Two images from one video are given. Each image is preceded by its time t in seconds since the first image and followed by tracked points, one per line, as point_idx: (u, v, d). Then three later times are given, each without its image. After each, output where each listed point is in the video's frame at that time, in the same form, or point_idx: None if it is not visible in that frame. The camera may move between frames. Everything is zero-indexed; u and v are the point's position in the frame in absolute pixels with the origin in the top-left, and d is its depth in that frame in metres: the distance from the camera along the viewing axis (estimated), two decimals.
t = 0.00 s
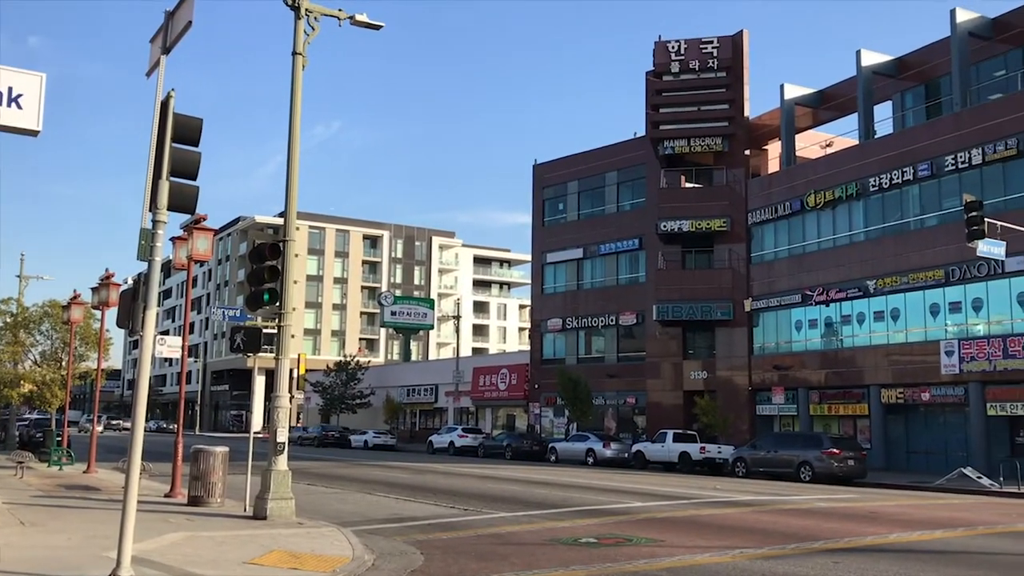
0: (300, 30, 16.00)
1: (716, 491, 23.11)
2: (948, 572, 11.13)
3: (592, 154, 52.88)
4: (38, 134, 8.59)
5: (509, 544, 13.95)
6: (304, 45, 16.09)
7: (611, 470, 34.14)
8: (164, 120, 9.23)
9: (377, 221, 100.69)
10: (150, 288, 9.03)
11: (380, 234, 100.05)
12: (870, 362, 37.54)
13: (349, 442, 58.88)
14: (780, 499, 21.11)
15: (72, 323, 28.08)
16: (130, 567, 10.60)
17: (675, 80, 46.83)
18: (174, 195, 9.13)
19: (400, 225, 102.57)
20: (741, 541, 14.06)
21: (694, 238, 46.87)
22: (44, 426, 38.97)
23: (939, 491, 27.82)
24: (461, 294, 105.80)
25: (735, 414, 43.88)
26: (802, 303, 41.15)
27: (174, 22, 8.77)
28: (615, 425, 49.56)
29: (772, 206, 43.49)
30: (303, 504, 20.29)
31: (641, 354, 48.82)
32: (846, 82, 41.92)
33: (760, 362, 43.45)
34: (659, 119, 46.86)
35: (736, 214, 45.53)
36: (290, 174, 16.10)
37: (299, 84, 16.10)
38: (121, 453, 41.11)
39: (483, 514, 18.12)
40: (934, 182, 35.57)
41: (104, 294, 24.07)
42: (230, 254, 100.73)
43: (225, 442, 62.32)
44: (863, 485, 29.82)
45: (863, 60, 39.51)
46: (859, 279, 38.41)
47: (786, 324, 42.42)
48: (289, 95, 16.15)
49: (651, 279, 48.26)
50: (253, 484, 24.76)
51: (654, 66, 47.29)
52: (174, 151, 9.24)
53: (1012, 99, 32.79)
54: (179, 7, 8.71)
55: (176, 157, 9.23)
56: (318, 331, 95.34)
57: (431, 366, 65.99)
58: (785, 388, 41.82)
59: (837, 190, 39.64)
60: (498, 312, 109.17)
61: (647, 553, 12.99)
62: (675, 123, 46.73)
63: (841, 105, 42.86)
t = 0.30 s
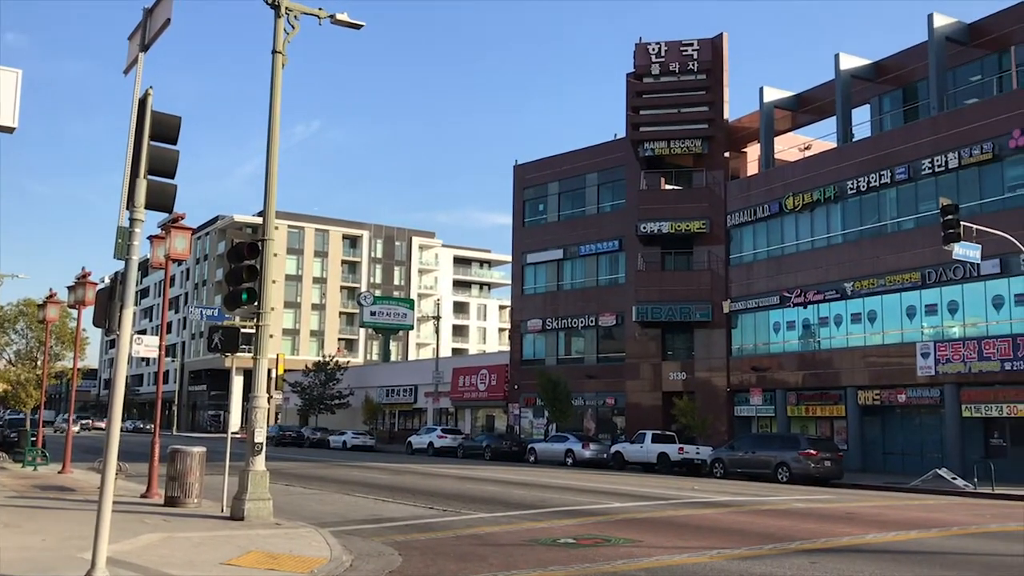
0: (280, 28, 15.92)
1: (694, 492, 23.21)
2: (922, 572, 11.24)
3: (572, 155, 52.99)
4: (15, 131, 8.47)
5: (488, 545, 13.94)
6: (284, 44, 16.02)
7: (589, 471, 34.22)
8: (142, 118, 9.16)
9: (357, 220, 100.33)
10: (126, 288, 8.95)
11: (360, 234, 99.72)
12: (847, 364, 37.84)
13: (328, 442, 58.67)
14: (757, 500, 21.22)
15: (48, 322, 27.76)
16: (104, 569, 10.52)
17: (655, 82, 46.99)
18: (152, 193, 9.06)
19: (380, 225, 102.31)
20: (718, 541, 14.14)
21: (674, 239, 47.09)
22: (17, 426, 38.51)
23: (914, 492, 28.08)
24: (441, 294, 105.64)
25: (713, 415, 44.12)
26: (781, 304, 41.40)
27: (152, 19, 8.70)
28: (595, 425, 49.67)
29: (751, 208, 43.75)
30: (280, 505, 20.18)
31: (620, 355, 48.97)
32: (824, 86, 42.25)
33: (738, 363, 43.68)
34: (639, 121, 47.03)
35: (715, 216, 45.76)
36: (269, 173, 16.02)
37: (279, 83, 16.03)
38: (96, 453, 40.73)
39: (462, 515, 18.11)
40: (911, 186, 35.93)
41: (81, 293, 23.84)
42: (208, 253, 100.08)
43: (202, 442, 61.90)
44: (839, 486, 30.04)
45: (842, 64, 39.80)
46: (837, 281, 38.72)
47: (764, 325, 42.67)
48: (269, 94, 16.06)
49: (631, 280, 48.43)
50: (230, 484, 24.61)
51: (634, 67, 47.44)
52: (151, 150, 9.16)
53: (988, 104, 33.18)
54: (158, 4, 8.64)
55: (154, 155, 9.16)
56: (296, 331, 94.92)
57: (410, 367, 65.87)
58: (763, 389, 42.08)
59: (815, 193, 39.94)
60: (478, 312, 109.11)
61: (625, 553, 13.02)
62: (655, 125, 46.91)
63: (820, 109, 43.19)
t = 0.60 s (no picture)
0: (259, 25, 15.84)
1: (672, 491, 23.33)
2: (895, 571, 11.36)
3: (552, 155, 53.06)
4: None
5: (465, 545, 13.94)
6: (263, 41, 15.94)
7: (567, 471, 34.29)
8: (119, 115, 9.09)
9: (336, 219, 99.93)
10: (102, 286, 8.87)
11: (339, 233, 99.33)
12: (823, 365, 38.14)
13: (305, 442, 58.41)
14: (733, 499, 21.36)
15: (22, 320, 27.47)
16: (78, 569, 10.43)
17: (634, 83, 47.16)
18: (128, 190, 9.00)
19: (358, 224, 101.96)
20: (694, 541, 14.22)
21: (652, 240, 47.28)
22: None
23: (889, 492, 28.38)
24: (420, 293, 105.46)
25: (691, 415, 44.38)
26: (758, 305, 41.68)
27: (130, 14, 8.64)
28: (573, 425, 49.80)
29: (729, 210, 43.99)
30: (256, 504, 20.08)
31: (599, 355, 49.11)
32: (802, 88, 42.60)
33: (715, 363, 43.92)
34: (618, 122, 47.18)
35: (693, 218, 45.98)
36: (247, 171, 15.94)
37: (258, 81, 15.96)
38: (70, 452, 40.33)
39: (439, 515, 18.10)
40: (887, 188, 36.29)
41: (56, 290, 23.59)
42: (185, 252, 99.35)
43: (179, 442, 61.46)
44: (815, 486, 30.29)
45: (820, 67, 40.13)
46: (813, 283, 39.02)
47: (741, 326, 42.93)
48: (247, 92, 15.98)
49: (610, 280, 48.59)
50: (206, 484, 24.46)
51: (614, 69, 47.58)
52: (127, 147, 9.10)
53: (963, 108, 33.56)
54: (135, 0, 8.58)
55: (130, 153, 9.09)
56: (274, 330, 94.40)
57: (388, 366, 65.72)
58: (740, 390, 42.35)
59: (792, 195, 40.22)
60: (457, 312, 108.99)
61: (602, 553, 13.09)
62: (635, 126, 47.09)
63: (798, 111, 43.50)
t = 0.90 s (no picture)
0: (238, 21, 15.75)
1: (650, 490, 23.42)
2: (869, 569, 11.47)
3: (532, 154, 53.10)
4: None
5: (443, 544, 13.92)
6: (242, 37, 15.84)
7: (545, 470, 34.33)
8: (95, 109, 9.00)
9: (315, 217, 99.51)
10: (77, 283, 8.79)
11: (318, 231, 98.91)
12: (800, 364, 38.42)
13: (283, 441, 58.10)
14: (711, 498, 21.48)
15: None
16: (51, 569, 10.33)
17: (614, 83, 47.31)
18: (105, 187, 8.92)
19: (337, 222, 101.57)
20: (671, 539, 14.29)
21: (631, 240, 47.44)
22: None
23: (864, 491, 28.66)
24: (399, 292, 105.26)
25: (669, 414, 44.62)
26: (735, 305, 41.94)
27: (107, 7, 8.55)
28: (551, 424, 49.89)
29: (708, 210, 44.19)
30: (233, 503, 19.97)
31: (577, 355, 49.24)
32: (780, 89, 42.92)
33: (693, 363, 44.12)
34: (598, 122, 47.31)
35: (672, 218, 46.16)
36: (225, 168, 15.85)
37: (236, 77, 15.86)
38: (44, 451, 39.93)
39: (418, 513, 18.07)
40: (864, 189, 36.62)
41: (30, 287, 23.34)
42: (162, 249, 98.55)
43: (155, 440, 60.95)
44: (792, 484, 30.52)
45: (798, 68, 40.41)
46: (791, 283, 39.29)
47: (719, 325, 43.16)
48: (226, 88, 15.89)
49: (589, 280, 48.71)
50: (183, 482, 24.30)
51: (594, 68, 47.68)
52: (103, 142, 9.02)
53: (939, 110, 33.90)
54: None
55: (107, 148, 9.02)
56: (251, 328, 93.85)
57: (367, 365, 65.55)
58: (717, 389, 42.60)
59: (770, 195, 40.48)
60: (436, 310, 108.88)
61: (580, 551, 13.11)
62: (614, 126, 47.23)
63: (776, 112, 43.79)
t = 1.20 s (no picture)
0: (218, 16, 15.64)
1: (629, 488, 23.49)
2: (846, 567, 11.55)
3: (513, 153, 53.09)
4: None
5: (422, 542, 13.89)
6: (221, 33, 15.74)
7: (525, 468, 34.37)
8: (72, 104, 8.91)
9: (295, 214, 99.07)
10: (54, 279, 8.71)
11: (298, 228, 98.48)
12: (778, 363, 38.63)
13: (261, 439, 57.81)
14: (690, 496, 21.57)
15: None
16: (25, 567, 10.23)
17: (595, 82, 47.40)
18: (82, 182, 8.84)
19: (317, 219, 101.20)
20: (650, 537, 14.33)
21: (612, 239, 47.55)
22: None
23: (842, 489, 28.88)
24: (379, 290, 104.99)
25: (648, 413, 44.78)
26: (715, 304, 42.13)
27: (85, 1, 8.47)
28: (531, 422, 49.91)
29: (688, 209, 44.35)
30: (211, 502, 19.83)
31: (558, 353, 49.32)
32: (760, 90, 43.17)
33: (673, 361, 44.28)
34: (579, 121, 47.37)
35: (653, 217, 46.32)
36: (204, 164, 15.73)
37: (216, 73, 15.76)
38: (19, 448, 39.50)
39: (397, 512, 18.04)
40: (843, 190, 36.87)
41: (6, 283, 23.10)
42: (140, 245, 97.78)
43: (133, 438, 60.49)
44: (770, 483, 30.74)
45: (779, 69, 40.63)
46: (770, 282, 39.51)
47: (698, 324, 43.35)
48: (205, 83, 15.78)
49: (570, 278, 48.78)
50: (161, 481, 24.12)
51: (576, 67, 47.72)
52: (81, 137, 8.93)
53: (917, 111, 34.20)
54: None
55: (85, 143, 8.93)
56: (230, 325, 93.28)
57: (346, 363, 65.35)
58: (697, 388, 42.79)
59: (749, 195, 40.69)
60: (416, 308, 108.71)
61: (559, 550, 13.12)
62: (596, 125, 47.31)
63: (756, 112, 44.02)
